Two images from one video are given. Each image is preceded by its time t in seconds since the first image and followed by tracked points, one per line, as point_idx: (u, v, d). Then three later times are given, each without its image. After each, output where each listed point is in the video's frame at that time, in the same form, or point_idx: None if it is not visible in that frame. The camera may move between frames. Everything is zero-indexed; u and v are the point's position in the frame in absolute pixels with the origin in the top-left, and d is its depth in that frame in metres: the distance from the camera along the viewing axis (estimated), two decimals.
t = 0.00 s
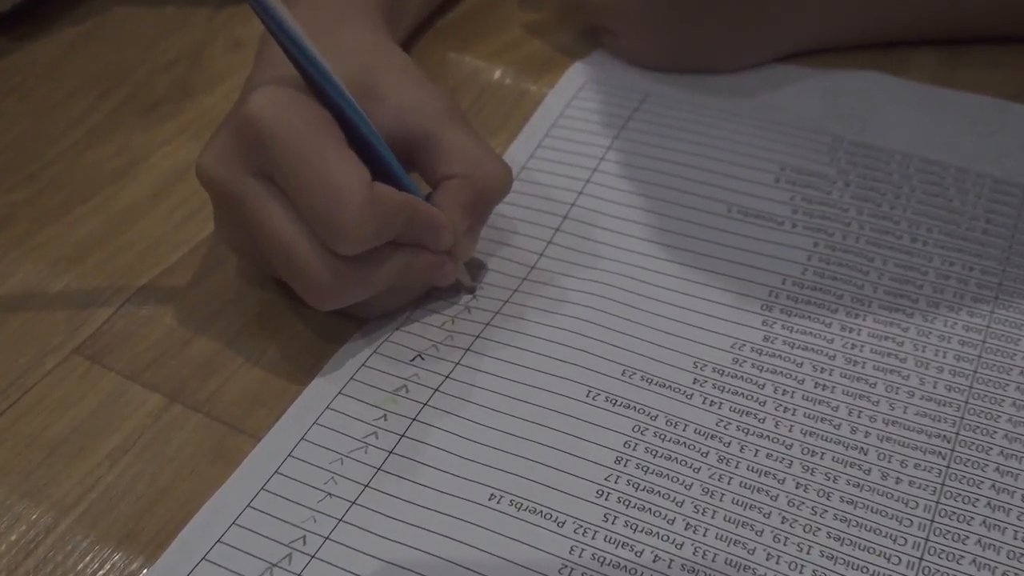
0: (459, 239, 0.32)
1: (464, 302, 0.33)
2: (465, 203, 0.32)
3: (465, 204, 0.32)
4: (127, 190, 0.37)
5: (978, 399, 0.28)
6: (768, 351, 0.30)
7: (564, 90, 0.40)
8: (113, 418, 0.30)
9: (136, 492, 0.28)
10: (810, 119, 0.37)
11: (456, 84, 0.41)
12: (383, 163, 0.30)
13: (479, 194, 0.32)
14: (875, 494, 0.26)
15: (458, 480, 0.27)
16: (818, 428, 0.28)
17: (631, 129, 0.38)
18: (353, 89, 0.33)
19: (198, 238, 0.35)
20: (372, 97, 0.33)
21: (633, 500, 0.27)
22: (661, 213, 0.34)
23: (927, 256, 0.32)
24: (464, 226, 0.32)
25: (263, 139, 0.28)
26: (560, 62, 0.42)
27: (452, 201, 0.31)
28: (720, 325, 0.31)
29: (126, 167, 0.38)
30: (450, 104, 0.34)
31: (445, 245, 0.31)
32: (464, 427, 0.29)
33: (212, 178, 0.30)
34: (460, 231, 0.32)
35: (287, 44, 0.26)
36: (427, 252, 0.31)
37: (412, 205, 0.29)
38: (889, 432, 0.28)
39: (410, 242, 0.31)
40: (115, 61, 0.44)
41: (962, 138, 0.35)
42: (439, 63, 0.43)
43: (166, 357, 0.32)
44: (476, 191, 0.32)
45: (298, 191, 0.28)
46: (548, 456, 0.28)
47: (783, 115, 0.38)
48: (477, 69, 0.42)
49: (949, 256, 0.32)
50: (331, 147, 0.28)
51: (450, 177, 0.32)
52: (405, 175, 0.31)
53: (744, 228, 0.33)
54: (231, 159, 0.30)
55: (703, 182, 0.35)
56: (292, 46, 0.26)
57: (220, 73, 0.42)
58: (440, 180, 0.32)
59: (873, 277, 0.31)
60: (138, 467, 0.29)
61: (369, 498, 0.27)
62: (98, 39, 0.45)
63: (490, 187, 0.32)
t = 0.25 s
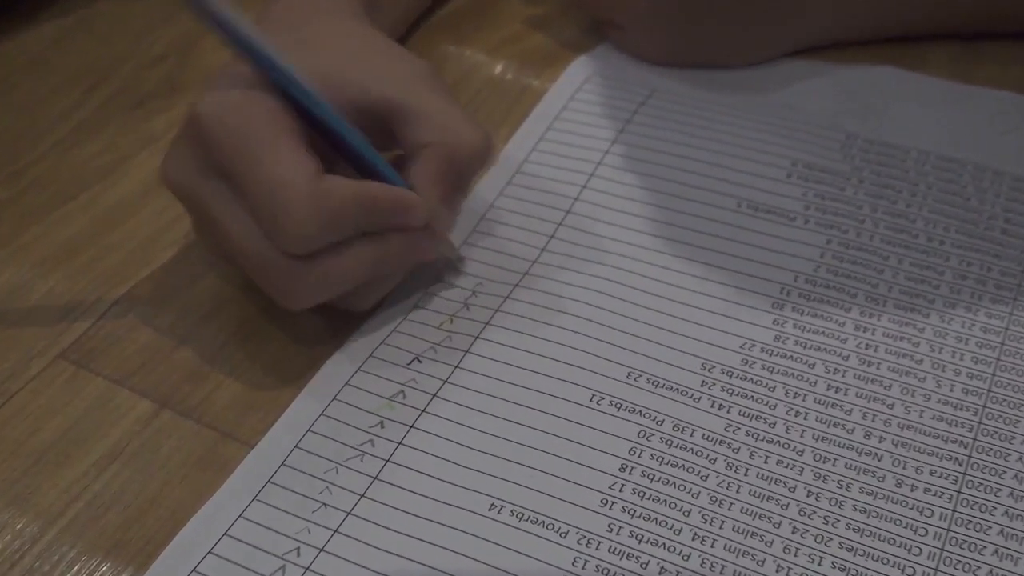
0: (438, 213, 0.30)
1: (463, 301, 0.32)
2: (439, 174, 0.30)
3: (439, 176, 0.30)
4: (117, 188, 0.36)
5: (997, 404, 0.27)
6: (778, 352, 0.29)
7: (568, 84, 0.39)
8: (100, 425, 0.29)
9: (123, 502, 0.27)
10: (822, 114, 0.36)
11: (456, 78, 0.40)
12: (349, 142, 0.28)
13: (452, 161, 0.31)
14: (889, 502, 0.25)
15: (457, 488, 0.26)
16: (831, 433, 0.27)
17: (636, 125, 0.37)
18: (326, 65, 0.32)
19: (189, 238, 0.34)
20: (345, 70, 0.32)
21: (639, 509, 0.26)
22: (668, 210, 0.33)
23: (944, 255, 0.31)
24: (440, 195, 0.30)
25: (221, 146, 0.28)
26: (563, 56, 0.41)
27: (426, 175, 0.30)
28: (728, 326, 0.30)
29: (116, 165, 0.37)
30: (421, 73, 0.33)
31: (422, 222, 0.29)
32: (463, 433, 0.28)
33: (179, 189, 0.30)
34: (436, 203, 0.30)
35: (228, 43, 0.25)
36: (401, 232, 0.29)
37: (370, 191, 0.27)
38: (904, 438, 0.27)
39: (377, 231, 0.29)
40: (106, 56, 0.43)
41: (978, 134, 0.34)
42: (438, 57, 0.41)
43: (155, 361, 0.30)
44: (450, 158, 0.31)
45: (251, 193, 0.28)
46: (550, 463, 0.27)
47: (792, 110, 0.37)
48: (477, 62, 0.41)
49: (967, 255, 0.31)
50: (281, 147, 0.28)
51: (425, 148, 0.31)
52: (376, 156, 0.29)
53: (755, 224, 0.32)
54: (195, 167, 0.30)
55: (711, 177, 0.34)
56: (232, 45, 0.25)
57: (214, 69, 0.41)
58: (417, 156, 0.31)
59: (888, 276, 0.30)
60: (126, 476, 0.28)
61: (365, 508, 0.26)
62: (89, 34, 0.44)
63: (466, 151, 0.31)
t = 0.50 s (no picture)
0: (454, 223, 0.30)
1: (463, 304, 0.31)
2: (459, 184, 0.30)
3: (459, 186, 0.30)
4: (107, 186, 0.35)
5: (1014, 409, 0.26)
6: (789, 356, 0.28)
7: (571, 78, 0.38)
8: (88, 430, 0.28)
9: (110, 510, 0.26)
10: (834, 109, 0.35)
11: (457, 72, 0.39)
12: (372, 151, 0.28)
13: (473, 173, 0.30)
14: (902, 511, 0.25)
15: (456, 496, 0.25)
16: (842, 440, 0.26)
17: (641, 121, 0.36)
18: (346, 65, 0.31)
19: (176, 238, 0.33)
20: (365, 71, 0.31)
21: (644, 518, 0.25)
22: (674, 208, 0.32)
23: (959, 256, 0.30)
24: (459, 208, 0.30)
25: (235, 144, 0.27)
26: (566, 50, 0.40)
27: (444, 184, 0.29)
28: (737, 329, 0.29)
29: (107, 162, 0.36)
30: (446, 75, 0.32)
31: (438, 233, 0.29)
32: (463, 439, 0.27)
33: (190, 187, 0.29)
34: (455, 214, 0.30)
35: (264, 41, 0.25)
36: (419, 242, 0.29)
37: (392, 199, 0.27)
38: (918, 444, 0.26)
39: (396, 240, 0.29)
40: (96, 50, 0.41)
41: (993, 131, 0.33)
42: (439, 51, 0.40)
43: (145, 364, 0.30)
44: (473, 171, 0.30)
45: (270, 194, 0.27)
46: (552, 470, 0.26)
47: (802, 106, 0.36)
48: (478, 56, 0.40)
49: (983, 256, 0.30)
50: (304, 147, 0.27)
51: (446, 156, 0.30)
52: (397, 166, 0.29)
53: (766, 223, 0.31)
54: (209, 165, 0.29)
55: (718, 175, 0.33)
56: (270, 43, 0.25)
57: (207, 63, 0.40)
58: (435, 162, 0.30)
59: (902, 277, 0.29)
60: (114, 484, 0.27)
61: (361, 516, 0.25)
62: (80, 27, 0.43)
63: (489, 166, 0.30)
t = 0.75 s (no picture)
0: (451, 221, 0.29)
1: (464, 306, 0.30)
2: (454, 180, 0.29)
3: (455, 183, 0.29)
4: (99, 184, 0.34)
5: None
6: (801, 362, 0.27)
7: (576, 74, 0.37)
8: (78, 437, 0.27)
9: (99, 521, 0.25)
10: (846, 106, 0.34)
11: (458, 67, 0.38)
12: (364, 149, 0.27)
13: (469, 167, 0.29)
14: (920, 522, 0.24)
15: (457, 506, 0.25)
16: (856, 448, 0.25)
17: (649, 118, 0.35)
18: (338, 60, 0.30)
19: (167, 238, 0.32)
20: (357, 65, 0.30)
21: (652, 529, 0.24)
22: (683, 208, 0.31)
23: (978, 257, 0.29)
24: (456, 204, 0.29)
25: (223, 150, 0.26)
26: (571, 44, 0.39)
27: (440, 181, 0.29)
28: (747, 333, 0.28)
29: (98, 159, 0.35)
30: (439, 65, 0.31)
31: (434, 232, 0.28)
32: (464, 446, 0.26)
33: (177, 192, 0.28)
34: (451, 211, 0.29)
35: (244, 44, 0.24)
36: (416, 242, 0.28)
37: (388, 199, 0.26)
38: (935, 453, 0.25)
39: (392, 241, 0.28)
40: (88, 43, 0.40)
41: (1011, 129, 0.33)
42: (440, 45, 0.39)
43: (136, 369, 0.29)
44: (468, 165, 0.29)
45: (260, 201, 0.26)
46: (556, 479, 0.25)
47: (814, 102, 0.35)
48: (480, 51, 0.39)
49: (1002, 257, 0.29)
50: (293, 149, 0.25)
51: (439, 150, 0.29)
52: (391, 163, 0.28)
53: (779, 223, 0.30)
54: (196, 170, 0.28)
55: (728, 174, 0.32)
56: (249, 46, 0.24)
57: (201, 57, 0.39)
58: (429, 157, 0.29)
59: (919, 280, 0.28)
60: (105, 492, 0.26)
61: (358, 527, 0.24)
62: (72, 20, 0.42)
63: (485, 159, 0.29)
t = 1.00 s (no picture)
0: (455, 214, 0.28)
1: (464, 305, 0.29)
2: (458, 171, 0.28)
3: (458, 174, 0.28)
4: (85, 179, 0.33)
5: None
6: (813, 365, 0.26)
7: (579, 65, 0.36)
8: (60, 441, 0.26)
9: (81, 530, 0.24)
10: (858, 98, 0.33)
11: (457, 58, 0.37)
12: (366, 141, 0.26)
13: (472, 157, 0.28)
14: (936, 531, 0.23)
15: (454, 513, 0.24)
16: (870, 453, 0.24)
17: (655, 110, 0.34)
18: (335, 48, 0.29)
19: (153, 235, 0.31)
20: (354, 54, 0.29)
21: (657, 538, 0.23)
22: (690, 204, 0.30)
23: (996, 255, 0.28)
24: (460, 196, 0.28)
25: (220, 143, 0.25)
26: (573, 34, 0.38)
27: (443, 173, 0.27)
28: (756, 335, 0.27)
29: (84, 153, 0.34)
30: (440, 51, 0.30)
31: (440, 226, 0.27)
32: (462, 451, 0.25)
33: (169, 189, 0.27)
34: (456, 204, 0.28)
35: (245, 30, 0.22)
36: (419, 237, 0.27)
37: (393, 194, 0.25)
38: (951, 459, 0.24)
39: (394, 237, 0.27)
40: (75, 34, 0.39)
41: None
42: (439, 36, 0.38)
43: (122, 371, 0.28)
44: (472, 155, 0.28)
45: (261, 197, 0.24)
46: (557, 485, 0.24)
47: (825, 94, 0.34)
48: (479, 41, 0.38)
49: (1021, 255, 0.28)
50: (296, 142, 0.24)
51: (441, 140, 0.28)
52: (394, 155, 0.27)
53: (790, 220, 0.29)
54: (189, 163, 0.26)
55: (737, 169, 0.31)
56: (251, 32, 0.22)
57: (192, 49, 0.38)
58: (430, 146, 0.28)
59: (935, 279, 0.27)
60: (87, 500, 0.25)
61: (351, 535, 0.23)
62: (59, 10, 0.41)
63: (489, 147, 0.28)
